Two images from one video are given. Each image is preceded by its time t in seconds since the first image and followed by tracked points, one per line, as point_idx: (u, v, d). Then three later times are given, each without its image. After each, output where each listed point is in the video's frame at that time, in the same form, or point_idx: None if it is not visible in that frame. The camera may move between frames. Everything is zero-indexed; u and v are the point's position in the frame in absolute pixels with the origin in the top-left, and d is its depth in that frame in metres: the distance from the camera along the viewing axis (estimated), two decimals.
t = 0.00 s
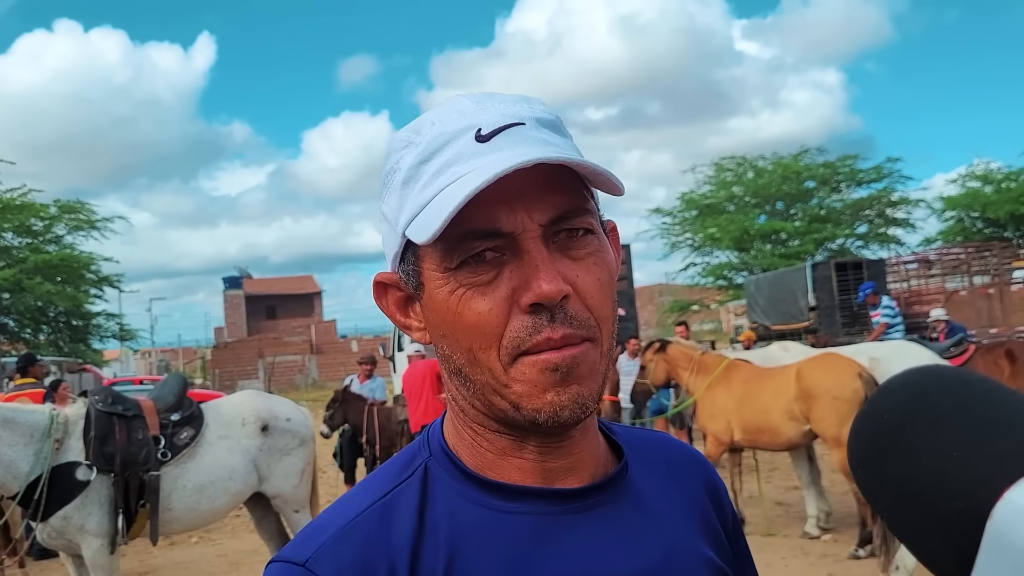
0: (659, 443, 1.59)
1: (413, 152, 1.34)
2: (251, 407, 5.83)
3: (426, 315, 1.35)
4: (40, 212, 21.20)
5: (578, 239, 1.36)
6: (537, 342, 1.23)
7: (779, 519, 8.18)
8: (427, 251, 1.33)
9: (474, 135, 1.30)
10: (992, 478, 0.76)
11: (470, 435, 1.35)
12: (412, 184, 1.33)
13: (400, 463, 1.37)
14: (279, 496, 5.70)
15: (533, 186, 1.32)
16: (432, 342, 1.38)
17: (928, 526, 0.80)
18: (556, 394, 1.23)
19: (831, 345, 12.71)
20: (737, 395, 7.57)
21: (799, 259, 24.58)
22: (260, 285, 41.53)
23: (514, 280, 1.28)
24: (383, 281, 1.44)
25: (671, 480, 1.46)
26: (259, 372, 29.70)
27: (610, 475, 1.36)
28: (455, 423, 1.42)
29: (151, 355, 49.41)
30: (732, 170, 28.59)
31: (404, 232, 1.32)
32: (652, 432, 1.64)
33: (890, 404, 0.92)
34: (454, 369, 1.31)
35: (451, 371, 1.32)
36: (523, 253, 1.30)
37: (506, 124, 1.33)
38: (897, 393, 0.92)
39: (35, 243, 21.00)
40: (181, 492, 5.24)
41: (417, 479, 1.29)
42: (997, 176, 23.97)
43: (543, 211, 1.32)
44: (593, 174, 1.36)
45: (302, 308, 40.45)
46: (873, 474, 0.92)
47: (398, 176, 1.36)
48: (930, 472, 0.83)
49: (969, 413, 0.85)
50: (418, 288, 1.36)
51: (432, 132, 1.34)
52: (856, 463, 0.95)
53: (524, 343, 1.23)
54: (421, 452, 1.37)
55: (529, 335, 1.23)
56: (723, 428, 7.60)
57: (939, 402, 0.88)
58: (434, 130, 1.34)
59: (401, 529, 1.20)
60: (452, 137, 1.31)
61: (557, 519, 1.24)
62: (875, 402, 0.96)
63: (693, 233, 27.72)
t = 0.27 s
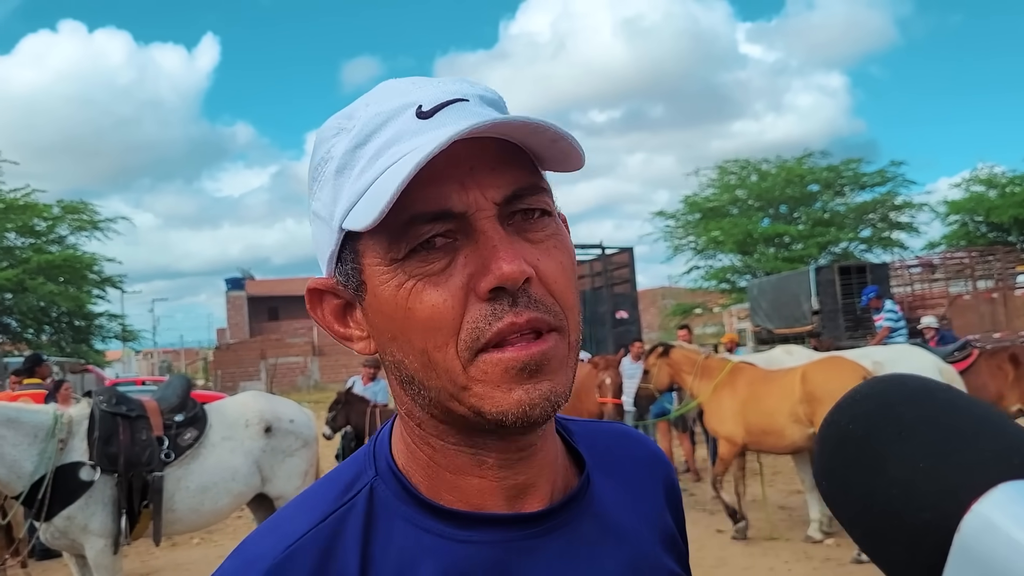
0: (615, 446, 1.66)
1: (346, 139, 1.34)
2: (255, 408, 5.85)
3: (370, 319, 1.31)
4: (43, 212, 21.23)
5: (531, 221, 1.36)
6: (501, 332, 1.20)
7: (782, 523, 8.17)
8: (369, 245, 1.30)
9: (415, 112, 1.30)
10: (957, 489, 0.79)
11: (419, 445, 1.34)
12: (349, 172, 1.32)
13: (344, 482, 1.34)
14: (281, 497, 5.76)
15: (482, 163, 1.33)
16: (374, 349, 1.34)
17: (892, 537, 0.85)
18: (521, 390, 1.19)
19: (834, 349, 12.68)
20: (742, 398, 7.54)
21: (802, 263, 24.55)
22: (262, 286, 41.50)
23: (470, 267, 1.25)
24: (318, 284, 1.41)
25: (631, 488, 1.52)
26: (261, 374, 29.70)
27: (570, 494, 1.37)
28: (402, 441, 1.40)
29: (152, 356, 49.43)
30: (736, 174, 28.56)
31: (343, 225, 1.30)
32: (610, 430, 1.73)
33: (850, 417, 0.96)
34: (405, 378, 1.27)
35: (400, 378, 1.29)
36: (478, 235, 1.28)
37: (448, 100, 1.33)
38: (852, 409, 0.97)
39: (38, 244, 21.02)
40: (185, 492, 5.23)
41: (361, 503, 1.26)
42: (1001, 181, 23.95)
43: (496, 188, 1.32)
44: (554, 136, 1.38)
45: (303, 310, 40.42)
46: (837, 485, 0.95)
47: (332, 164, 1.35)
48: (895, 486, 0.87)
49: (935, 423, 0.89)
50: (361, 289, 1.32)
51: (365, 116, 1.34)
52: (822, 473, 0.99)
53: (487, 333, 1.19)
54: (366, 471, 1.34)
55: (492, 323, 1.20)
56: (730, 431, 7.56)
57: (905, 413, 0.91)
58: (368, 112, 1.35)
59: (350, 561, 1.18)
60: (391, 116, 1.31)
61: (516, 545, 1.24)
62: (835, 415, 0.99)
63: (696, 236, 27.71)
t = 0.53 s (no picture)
0: (594, 440, 1.65)
1: (378, 129, 1.24)
2: (267, 408, 5.88)
3: (385, 319, 1.25)
4: (56, 212, 21.38)
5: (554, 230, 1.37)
6: (535, 340, 1.19)
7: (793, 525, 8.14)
8: (395, 246, 1.23)
9: (452, 113, 1.27)
10: (924, 504, 0.80)
11: (413, 448, 1.33)
12: (380, 167, 1.23)
13: (332, 485, 1.33)
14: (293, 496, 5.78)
15: (520, 170, 1.31)
16: (383, 351, 1.28)
17: (860, 551, 0.87)
18: (551, 392, 1.20)
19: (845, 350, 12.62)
20: (753, 399, 7.51)
21: (813, 264, 24.45)
22: (273, 285, 41.70)
23: (508, 273, 1.22)
24: (320, 280, 1.31)
25: (611, 482, 1.52)
26: (272, 373, 29.82)
27: (558, 491, 1.37)
28: (392, 439, 1.38)
29: (164, 355, 49.70)
30: (746, 174, 28.46)
31: (371, 223, 1.22)
32: (584, 425, 1.71)
33: (819, 431, 0.96)
34: (426, 380, 1.22)
35: (417, 381, 1.23)
36: (518, 241, 1.25)
37: (478, 104, 1.32)
38: (818, 423, 0.97)
39: (51, 243, 21.17)
40: (198, 491, 5.26)
41: (354, 506, 1.26)
42: (1015, 182, 23.78)
43: (533, 197, 1.31)
44: (598, 143, 1.38)
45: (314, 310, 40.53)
46: (806, 499, 0.96)
47: (355, 158, 1.24)
48: (864, 499, 0.88)
49: (903, 436, 0.89)
50: (380, 287, 1.24)
51: (396, 106, 1.26)
52: (792, 486, 1.00)
53: (522, 341, 1.18)
54: (356, 473, 1.33)
55: (527, 331, 1.18)
56: (742, 432, 7.51)
57: (873, 427, 0.92)
58: (400, 103, 1.27)
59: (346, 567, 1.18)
60: (427, 115, 1.25)
61: (511, 542, 1.24)
62: (804, 428, 0.99)
63: (706, 237, 27.63)
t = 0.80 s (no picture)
0: (606, 442, 1.65)
1: (425, 132, 1.22)
2: (287, 408, 5.92)
3: (430, 323, 1.23)
4: (79, 213, 21.66)
5: (589, 232, 1.38)
6: (578, 334, 1.20)
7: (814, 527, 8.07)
8: (444, 250, 1.21)
9: (494, 118, 1.27)
10: (936, 508, 0.79)
11: (446, 448, 1.33)
12: (429, 172, 1.21)
13: (362, 485, 1.32)
14: (314, 495, 5.81)
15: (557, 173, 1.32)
16: (422, 355, 1.27)
17: (873, 558, 0.85)
18: (590, 385, 1.21)
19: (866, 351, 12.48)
20: (773, 399, 7.45)
21: (834, 264, 24.22)
22: (293, 286, 42.00)
23: (553, 272, 1.21)
24: (358, 290, 1.27)
25: (623, 483, 1.52)
26: (292, 373, 30.03)
27: (584, 486, 1.37)
28: (420, 437, 1.38)
29: (186, 356, 50.22)
30: (766, 174, 28.24)
31: (421, 227, 1.21)
32: (594, 427, 1.70)
33: (834, 435, 0.95)
34: (471, 381, 1.21)
35: (462, 383, 1.23)
36: (561, 241, 1.24)
37: (513, 110, 1.32)
38: (834, 427, 0.96)
39: (74, 245, 21.45)
40: (220, 490, 5.30)
41: (388, 503, 1.25)
42: None
43: (572, 198, 1.31)
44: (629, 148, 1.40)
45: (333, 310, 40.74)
46: (820, 503, 0.95)
47: (401, 164, 1.22)
48: (878, 506, 0.86)
49: (919, 443, 0.87)
50: (427, 292, 1.22)
51: (441, 111, 1.25)
52: (806, 492, 0.98)
53: (568, 335, 1.19)
54: (386, 473, 1.32)
55: (571, 327, 1.19)
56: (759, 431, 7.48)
57: (887, 435, 0.90)
58: (444, 108, 1.25)
59: (384, 559, 1.17)
60: (472, 120, 1.25)
61: (541, 533, 1.24)
62: (818, 434, 0.98)
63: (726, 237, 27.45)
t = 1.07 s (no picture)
0: (627, 446, 1.63)
1: (449, 135, 1.21)
2: (299, 408, 5.93)
3: (450, 328, 1.22)
4: (93, 214, 21.83)
5: (612, 238, 1.36)
6: (599, 344, 1.18)
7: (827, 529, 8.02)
8: (464, 255, 1.20)
9: (519, 123, 1.25)
10: (959, 510, 0.78)
11: (465, 453, 1.32)
12: (451, 176, 1.20)
13: (383, 493, 1.31)
14: (325, 496, 5.81)
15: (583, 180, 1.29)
16: (442, 358, 1.26)
17: (898, 561, 0.84)
18: (612, 392, 1.19)
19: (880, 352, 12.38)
20: (786, 400, 7.40)
21: (848, 264, 24.05)
22: (305, 287, 42.15)
23: (574, 280, 1.19)
24: (379, 291, 1.27)
25: (643, 485, 1.50)
26: (304, 374, 30.15)
27: (605, 489, 1.36)
28: (441, 443, 1.37)
29: (200, 356, 50.51)
30: (780, 174, 28.06)
31: (441, 232, 1.20)
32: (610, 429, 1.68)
33: (854, 436, 0.93)
34: (490, 387, 1.20)
35: (482, 389, 1.22)
36: (583, 248, 1.22)
37: (540, 113, 1.30)
38: (854, 427, 0.93)
39: (88, 246, 21.62)
40: (232, 490, 5.32)
41: (409, 511, 1.25)
42: None
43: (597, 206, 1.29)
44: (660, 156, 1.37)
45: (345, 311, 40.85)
46: (842, 505, 0.93)
47: (423, 166, 1.21)
48: (900, 507, 0.85)
49: (944, 441, 0.85)
50: (446, 298, 1.21)
51: (465, 114, 1.23)
52: (828, 493, 0.96)
53: (588, 344, 1.17)
54: (407, 480, 1.32)
55: (592, 335, 1.17)
56: (770, 433, 7.42)
57: (908, 435, 0.87)
58: (468, 111, 1.23)
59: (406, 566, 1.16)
60: (496, 125, 1.23)
61: (563, 536, 1.23)
62: (840, 432, 0.96)
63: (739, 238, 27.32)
